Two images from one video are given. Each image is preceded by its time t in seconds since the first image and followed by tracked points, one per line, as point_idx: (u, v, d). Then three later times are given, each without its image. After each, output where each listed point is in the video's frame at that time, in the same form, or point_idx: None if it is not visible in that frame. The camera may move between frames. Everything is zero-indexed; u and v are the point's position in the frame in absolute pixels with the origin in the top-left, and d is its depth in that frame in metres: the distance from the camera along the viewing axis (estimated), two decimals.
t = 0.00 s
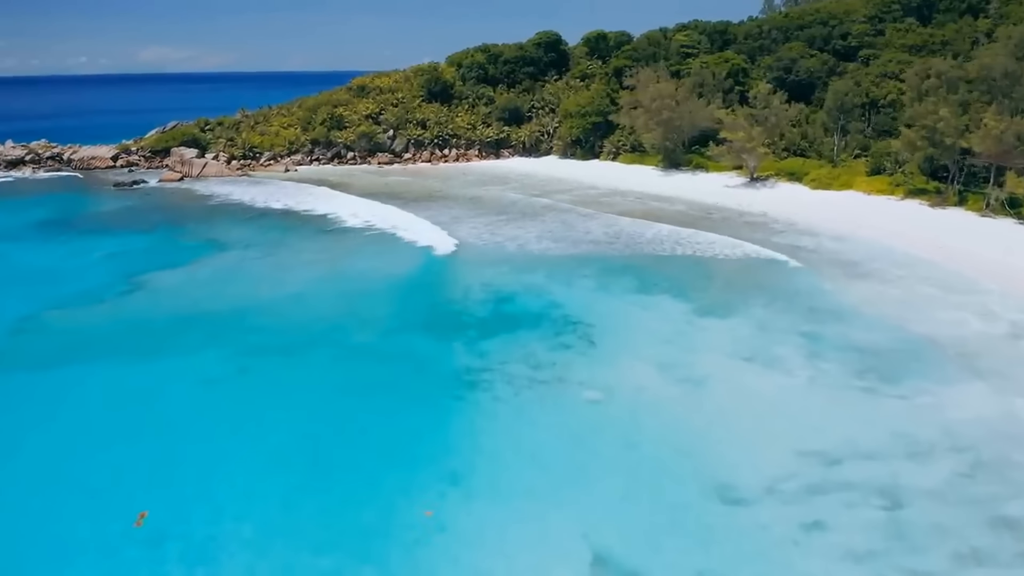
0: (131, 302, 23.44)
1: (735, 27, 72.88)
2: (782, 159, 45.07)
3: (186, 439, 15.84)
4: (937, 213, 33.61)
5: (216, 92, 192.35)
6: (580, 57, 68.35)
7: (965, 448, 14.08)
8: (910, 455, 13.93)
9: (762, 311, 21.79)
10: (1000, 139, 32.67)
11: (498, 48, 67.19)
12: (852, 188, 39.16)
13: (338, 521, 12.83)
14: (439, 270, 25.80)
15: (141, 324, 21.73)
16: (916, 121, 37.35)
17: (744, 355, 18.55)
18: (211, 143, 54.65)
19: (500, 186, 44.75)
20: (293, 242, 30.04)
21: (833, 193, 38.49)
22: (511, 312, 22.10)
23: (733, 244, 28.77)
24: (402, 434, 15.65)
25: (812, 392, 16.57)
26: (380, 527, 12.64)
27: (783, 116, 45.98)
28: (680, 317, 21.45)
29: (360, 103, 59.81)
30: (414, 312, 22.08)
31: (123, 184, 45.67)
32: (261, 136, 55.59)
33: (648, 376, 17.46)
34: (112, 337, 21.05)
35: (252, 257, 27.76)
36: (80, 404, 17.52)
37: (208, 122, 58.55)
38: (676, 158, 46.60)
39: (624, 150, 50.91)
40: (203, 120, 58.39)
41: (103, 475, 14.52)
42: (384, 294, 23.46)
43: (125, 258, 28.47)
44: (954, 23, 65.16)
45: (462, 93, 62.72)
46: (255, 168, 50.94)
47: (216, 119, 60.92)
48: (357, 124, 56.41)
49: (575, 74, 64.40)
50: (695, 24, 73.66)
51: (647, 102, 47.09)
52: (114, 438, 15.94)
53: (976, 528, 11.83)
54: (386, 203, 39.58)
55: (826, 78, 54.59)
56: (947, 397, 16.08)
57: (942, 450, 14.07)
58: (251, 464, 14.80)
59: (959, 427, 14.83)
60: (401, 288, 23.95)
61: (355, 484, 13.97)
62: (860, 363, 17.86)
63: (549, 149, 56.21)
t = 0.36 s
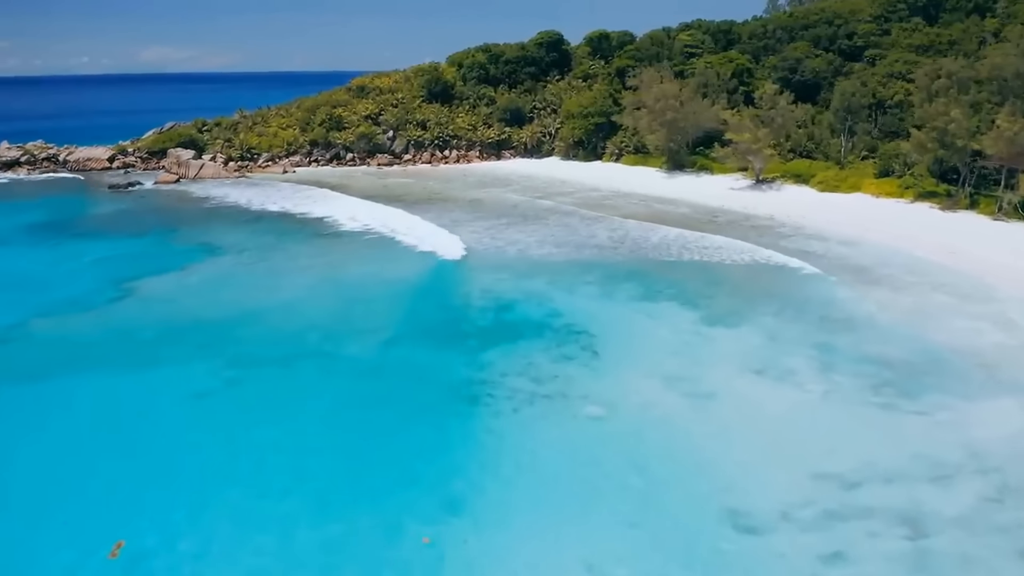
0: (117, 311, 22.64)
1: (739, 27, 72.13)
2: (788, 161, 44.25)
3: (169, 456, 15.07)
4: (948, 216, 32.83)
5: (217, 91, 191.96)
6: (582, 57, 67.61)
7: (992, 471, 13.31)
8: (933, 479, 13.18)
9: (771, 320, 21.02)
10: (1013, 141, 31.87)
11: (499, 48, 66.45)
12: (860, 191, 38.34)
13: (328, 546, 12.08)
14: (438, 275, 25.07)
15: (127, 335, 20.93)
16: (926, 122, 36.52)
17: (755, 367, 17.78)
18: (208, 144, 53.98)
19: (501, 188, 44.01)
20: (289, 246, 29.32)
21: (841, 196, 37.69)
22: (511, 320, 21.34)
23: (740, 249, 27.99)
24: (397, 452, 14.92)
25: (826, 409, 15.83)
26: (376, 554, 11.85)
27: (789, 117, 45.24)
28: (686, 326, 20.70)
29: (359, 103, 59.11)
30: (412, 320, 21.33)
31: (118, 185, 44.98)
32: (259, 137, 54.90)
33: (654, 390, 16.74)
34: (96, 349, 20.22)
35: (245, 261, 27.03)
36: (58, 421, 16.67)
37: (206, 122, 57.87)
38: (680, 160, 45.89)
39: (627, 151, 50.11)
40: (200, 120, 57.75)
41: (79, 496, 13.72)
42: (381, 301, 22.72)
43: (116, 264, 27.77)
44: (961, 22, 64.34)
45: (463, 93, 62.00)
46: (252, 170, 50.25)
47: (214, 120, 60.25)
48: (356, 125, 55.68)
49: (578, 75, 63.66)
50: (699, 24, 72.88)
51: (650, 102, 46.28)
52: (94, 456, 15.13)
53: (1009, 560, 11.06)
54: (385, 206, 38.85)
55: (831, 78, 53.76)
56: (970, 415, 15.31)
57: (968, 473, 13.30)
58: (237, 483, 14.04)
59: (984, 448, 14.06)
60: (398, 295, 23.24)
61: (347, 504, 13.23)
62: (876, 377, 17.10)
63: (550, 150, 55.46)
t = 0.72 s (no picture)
0: (104, 320, 21.88)
1: (743, 27, 71.52)
2: (794, 162, 43.57)
3: (155, 474, 14.36)
4: (959, 219, 32.13)
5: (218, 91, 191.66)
6: (584, 57, 67.00)
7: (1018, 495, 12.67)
8: (957, 503, 12.53)
9: (781, 329, 20.34)
10: None
11: (500, 48, 65.80)
12: (868, 193, 37.63)
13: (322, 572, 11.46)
14: (438, 280, 24.44)
15: (113, 346, 20.19)
16: (936, 123, 35.82)
17: (765, 380, 17.14)
18: (206, 145, 53.39)
19: (503, 190, 43.36)
20: (285, 250, 28.69)
21: (849, 199, 36.98)
22: (512, 329, 20.71)
23: (748, 254, 27.32)
24: (395, 469, 14.30)
25: (841, 426, 15.19)
26: None
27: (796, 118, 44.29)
28: (693, 335, 20.05)
29: (359, 104, 58.53)
30: (410, 328, 20.68)
31: (115, 187, 44.43)
32: (258, 138, 54.32)
33: (661, 404, 16.11)
34: (80, 361, 19.45)
35: (241, 266, 26.38)
36: (39, 436, 15.95)
37: (204, 123, 57.31)
38: (684, 161, 45.26)
39: (631, 152, 49.47)
40: (198, 121, 57.19)
41: (58, 518, 12.98)
42: (379, 308, 22.09)
43: (108, 269, 27.17)
44: (968, 22, 63.69)
45: (464, 94, 61.39)
46: (250, 171, 49.66)
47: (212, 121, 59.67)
48: (356, 126, 55.05)
49: (580, 75, 63.04)
50: (702, 24, 72.25)
51: (654, 102, 45.59)
52: (74, 475, 14.38)
53: None
54: (385, 207, 38.20)
55: (837, 79, 53.10)
56: (991, 432, 14.66)
57: (994, 496, 12.65)
58: (227, 503, 13.37)
59: (1009, 469, 13.40)
60: (396, 301, 22.62)
61: (342, 525, 12.60)
62: (892, 392, 16.44)
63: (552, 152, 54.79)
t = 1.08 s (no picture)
0: (88, 331, 21.09)
1: (747, 26, 70.76)
2: (800, 164, 42.84)
3: (137, 496, 13.59)
4: (970, 223, 31.34)
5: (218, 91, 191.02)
6: (586, 57, 66.29)
7: None
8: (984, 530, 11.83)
9: (792, 339, 19.56)
10: None
11: (501, 48, 65.12)
12: (876, 196, 36.85)
13: None
14: (436, 286, 23.73)
15: (97, 358, 19.40)
16: (947, 124, 35.02)
17: (777, 394, 16.42)
18: (203, 146, 52.70)
19: (504, 192, 42.64)
20: (280, 254, 28.00)
21: (857, 202, 36.19)
22: (513, 338, 20.03)
23: (756, 259, 26.56)
24: (393, 488, 13.65)
25: (858, 443, 14.50)
26: None
27: (803, 118, 43.23)
28: (700, 345, 19.35)
29: (358, 104, 57.87)
30: (407, 336, 19.98)
31: (110, 189, 43.74)
32: (256, 139, 53.66)
33: (669, 420, 15.37)
34: (62, 375, 18.65)
35: (233, 272, 25.65)
36: (20, 452, 15.22)
37: (202, 124, 56.66)
38: (689, 163, 44.49)
39: (634, 154, 48.73)
40: (196, 122, 56.51)
41: (32, 546, 12.21)
42: (374, 316, 21.40)
43: (99, 274, 26.48)
44: (974, 22, 62.93)
45: (465, 94, 60.71)
46: (248, 173, 48.96)
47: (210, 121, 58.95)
48: (355, 127, 54.36)
49: (582, 75, 62.35)
50: (706, 23, 71.48)
51: (657, 103, 44.83)
52: (51, 498, 13.59)
53: None
54: (383, 209, 37.43)
55: (843, 79, 52.33)
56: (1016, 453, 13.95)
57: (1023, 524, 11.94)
58: (215, 527, 12.64)
59: None
60: (393, 308, 21.95)
61: (338, 550, 11.94)
62: (908, 409, 15.74)
63: (554, 152, 54.08)
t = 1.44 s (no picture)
0: (73, 342, 20.35)
1: (750, 26, 70.02)
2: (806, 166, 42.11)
3: (121, 520, 12.87)
4: (982, 227, 30.57)
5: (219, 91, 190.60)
6: (588, 57, 65.59)
7: None
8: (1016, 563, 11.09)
9: (803, 351, 18.80)
10: None
11: (502, 48, 64.42)
12: (885, 199, 36.07)
13: None
14: (434, 293, 23.01)
15: (81, 371, 18.65)
16: (958, 126, 34.24)
17: (790, 410, 15.69)
18: (200, 147, 52.03)
19: (505, 195, 41.92)
20: (275, 259, 27.28)
21: (866, 204, 35.43)
22: (514, 348, 19.32)
23: (764, 265, 25.81)
24: (391, 511, 12.93)
25: (877, 464, 13.78)
26: None
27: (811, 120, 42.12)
28: (708, 356, 18.63)
29: (358, 105, 57.19)
30: (404, 347, 19.26)
31: (105, 191, 43.07)
32: (253, 139, 53.01)
33: (677, 439, 14.65)
34: (43, 388, 17.87)
35: (225, 278, 24.94)
36: None
37: (199, 125, 55.97)
38: (692, 165, 43.77)
39: (637, 155, 48.00)
40: (193, 123, 55.82)
41: None
42: (370, 325, 20.67)
43: (89, 280, 25.78)
44: (981, 21, 62.15)
45: (465, 95, 59.99)
46: (245, 174, 48.29)
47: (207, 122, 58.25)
48: (354, 127, 53.66)
49: (584, 75, 61.65)
50: (709, 23, 70.70)
51: (661, 104, 44.07)
52: (29, 522, 12.84)
53: None
54: (381, 211, 36.71)
55: (849, 79, 51.63)
56: None
57: None
58: (202, 556, 11.92)
59: None
60: (389, 317, 21.23)
61: None
62: (928, 427, 15.00)
63: (556, 154, 53.37)
